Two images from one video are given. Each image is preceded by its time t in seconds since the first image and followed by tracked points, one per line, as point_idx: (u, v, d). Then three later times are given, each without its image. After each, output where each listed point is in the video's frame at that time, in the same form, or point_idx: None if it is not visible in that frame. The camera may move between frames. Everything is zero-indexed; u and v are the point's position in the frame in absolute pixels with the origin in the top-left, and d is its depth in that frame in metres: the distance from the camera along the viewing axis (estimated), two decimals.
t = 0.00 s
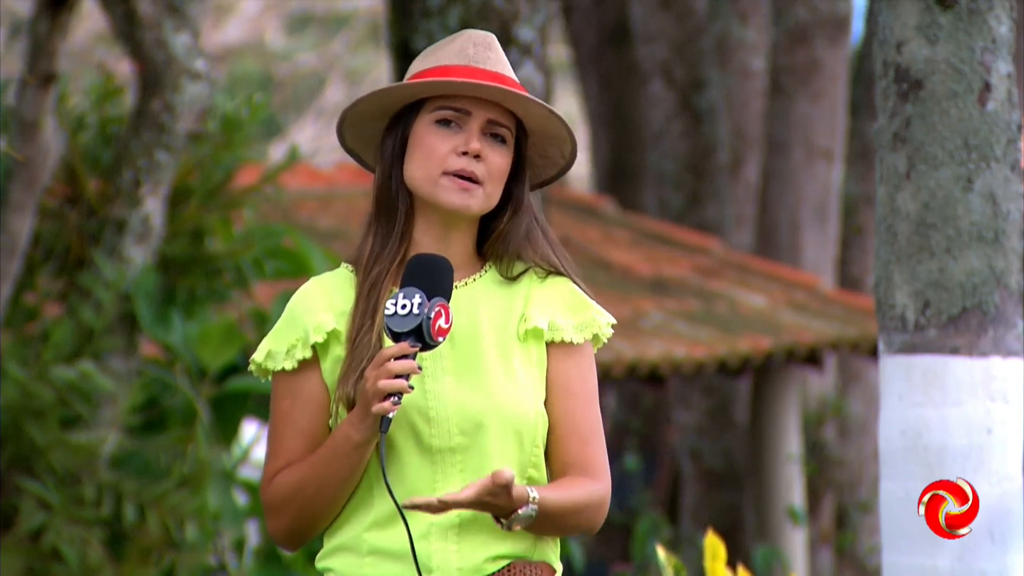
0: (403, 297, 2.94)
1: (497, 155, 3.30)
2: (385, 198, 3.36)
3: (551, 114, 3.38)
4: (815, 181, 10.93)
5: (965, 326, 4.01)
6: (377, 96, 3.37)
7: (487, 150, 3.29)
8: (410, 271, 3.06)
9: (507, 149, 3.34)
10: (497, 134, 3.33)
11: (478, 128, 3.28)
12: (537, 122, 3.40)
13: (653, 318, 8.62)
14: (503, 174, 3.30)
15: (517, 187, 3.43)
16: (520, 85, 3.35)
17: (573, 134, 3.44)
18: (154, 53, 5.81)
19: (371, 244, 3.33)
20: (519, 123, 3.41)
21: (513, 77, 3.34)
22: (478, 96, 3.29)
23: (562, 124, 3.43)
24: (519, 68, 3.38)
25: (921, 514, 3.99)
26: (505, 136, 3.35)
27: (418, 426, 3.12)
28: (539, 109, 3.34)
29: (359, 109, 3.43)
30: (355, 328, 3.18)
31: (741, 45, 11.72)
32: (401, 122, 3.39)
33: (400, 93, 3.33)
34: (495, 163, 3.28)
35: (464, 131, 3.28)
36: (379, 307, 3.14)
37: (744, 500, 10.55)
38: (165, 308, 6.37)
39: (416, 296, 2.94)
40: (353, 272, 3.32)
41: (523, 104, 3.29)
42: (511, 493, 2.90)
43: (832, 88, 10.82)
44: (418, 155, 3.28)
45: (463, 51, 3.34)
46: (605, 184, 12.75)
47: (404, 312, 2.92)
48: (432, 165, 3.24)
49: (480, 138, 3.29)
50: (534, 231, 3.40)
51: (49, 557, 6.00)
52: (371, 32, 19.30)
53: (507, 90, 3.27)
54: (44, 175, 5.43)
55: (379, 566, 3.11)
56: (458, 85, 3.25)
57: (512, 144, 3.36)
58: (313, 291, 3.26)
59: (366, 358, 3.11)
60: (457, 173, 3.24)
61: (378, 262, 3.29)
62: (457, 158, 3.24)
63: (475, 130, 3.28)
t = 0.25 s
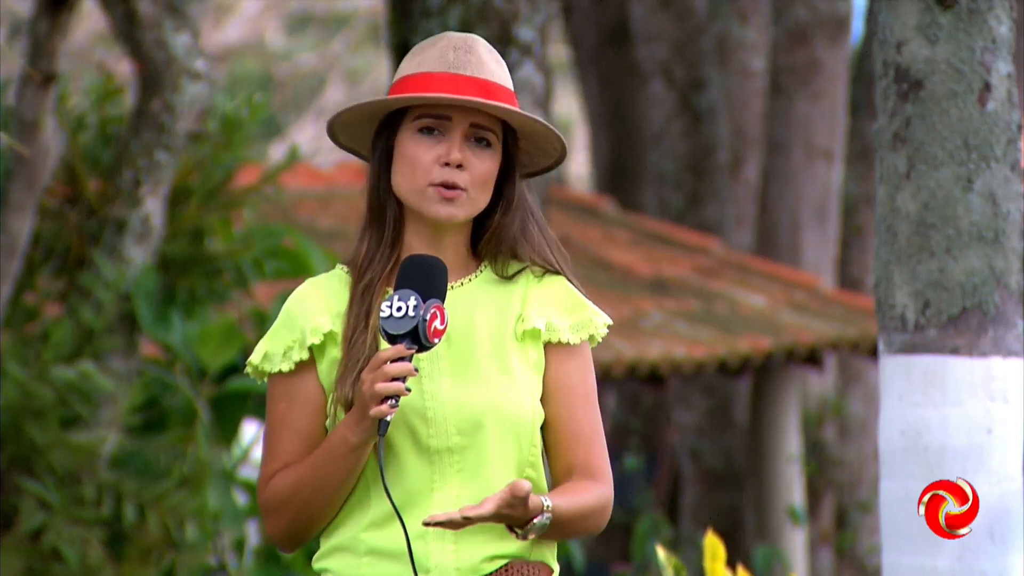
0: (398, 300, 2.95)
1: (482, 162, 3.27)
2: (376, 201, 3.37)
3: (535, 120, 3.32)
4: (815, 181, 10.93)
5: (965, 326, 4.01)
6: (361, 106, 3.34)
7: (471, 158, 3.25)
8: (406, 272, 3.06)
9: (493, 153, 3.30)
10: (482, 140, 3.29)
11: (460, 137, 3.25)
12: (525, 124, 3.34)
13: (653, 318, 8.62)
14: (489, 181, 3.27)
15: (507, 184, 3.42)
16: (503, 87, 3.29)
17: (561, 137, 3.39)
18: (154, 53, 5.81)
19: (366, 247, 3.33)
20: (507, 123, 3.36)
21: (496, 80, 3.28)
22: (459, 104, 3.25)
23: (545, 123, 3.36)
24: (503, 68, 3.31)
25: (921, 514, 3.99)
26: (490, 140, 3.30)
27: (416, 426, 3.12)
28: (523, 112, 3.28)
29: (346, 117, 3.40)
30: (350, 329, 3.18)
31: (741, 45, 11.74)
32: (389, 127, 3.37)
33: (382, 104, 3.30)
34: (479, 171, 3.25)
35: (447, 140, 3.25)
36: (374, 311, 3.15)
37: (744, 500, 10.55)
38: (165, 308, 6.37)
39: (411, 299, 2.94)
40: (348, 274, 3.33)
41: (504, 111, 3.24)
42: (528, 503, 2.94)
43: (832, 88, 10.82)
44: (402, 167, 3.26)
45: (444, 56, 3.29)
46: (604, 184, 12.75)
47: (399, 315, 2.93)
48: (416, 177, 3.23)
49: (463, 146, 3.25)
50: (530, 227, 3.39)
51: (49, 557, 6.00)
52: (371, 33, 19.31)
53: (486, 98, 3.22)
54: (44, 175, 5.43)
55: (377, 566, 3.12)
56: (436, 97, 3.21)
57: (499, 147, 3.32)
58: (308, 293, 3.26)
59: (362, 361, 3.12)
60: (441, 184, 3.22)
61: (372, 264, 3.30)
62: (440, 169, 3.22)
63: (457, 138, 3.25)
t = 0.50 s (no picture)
0: (398, 299, 2.95)
1: (474, 163, 3.26)
2: (372, 204, 3.38)
3: (527, 121, 3.32)
4: (815, 181, 10.93)
5: (965, 326, 4.01)
6: (353, 108, 3.35)
7: (463, 159, 3.25)
8: (405, 271, 3.05)
9: (486, 153, 3.30)
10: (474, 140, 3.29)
11: (451, 138, 3.25)
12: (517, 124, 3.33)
13: (653, 318, 8.62)
14: (482, 182, 3.27)
15: (501, 181, 3.40)
16: (495, 87, 3.28)
17: (556, 138, 3.39)
18: (154, 53, 5.81)
19: (364, 248, 3.33)
20: (500, 123, 3.35)
21: (487, 80, 3.27)
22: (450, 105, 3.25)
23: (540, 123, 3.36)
24: (495, 68, 3.31)
25: (921, 514, 3.99)
26: (482, 140, 3.30)
27: (415, 425, 3.11)
28: (514, 113, 3.27)
29: (339, 119, 3.41)
30: (348, 328, 3.19)
31: (741, 46, 11.78)
32: (381, 129, 3.37)
33: (374, 106, 3.30)
34: (471, 172, 3.25)
35: (438, 142, 3.25)
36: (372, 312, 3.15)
37: (744, 500, 10.55)
38: (165, 308, 6.37)
39: (411, 298, 2.94)
40: (344, 274, 3.33)
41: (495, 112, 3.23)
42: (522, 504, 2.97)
43: (832, 88, 10.82)
44: (393, 168, 3.26)
45: (434, 57, 3.28)
46: (604, 184, 12.75)
47: (399, 313, 2.93)
48: (408, 178, 3.23)
49: (454, 147, 3.25)
50: (522, 226, 3.39)
51: (49, 557, 6.00)
52: (371, 32, 19.31)
53: (476, 100, 3.21)
54: (44, 175, 5.42)
55: (375, 566, 3.12)
56: (425, 100, 3.21)
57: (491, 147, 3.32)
58: (304, 293, 3.26)
59: (359, 360, 3.13)
60: (432, 186, 3.23)
61: (368, 264, 3.30)
62: (431, 171, 3.22)
63: (448, 139, 3.25)
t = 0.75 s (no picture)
0: (397, 295, 2.94)
1: (472, 161, 3.26)
2: (372, 200, 3.38)
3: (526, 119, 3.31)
4: (815, 181, 10.93)
5: (965, 326, 4.01)
6: (351, 109, 3.35)
7: (461, 158, 3.25)
8: (405, 268, 3.06)
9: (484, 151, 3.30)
10: (472, 138, 3.28)
11: (449, 137, 3.24)
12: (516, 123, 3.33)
13: (653, 318, 8.62)
14: (480, 180, 3.26)
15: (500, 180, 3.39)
16: (492, 85, 3.27)
17: (555, 136, 3.39)
18: (154, 53, 5.81)
19: (364, 246, 3.34)
20: (499, 122, 3.35)
21: (485, 78, 3.27)
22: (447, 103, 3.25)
23: (539, 122, 3.35)
24: (493, 66, 3.30)
25: (921, 514, 3.99)
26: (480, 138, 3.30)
27: (414, 421, 3.11)
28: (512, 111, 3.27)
29: (338, 118, 3.41)
30: (346, 325, 3.19)
31: (741, 46, 11.84)
32: (380, 128, 3.38)
33: (371, 106, 3.31)
34: (469, 171, 3.25)
35: (435, 141, 3.25)
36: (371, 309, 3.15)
37: (744, 500, 10.56)
38: (165, 308, 6.37)
39: (410, 294, 2.94)
40: (345, 271, 3.33)
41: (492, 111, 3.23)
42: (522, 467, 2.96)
43: (832, 88, 10.82)
44: (391, 167, 3.26)
45: (431, 56, 3.28)
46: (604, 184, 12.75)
47: (398, 309, 2.93)
48: (405, 177, 3.23)
49: (452, 145, 3.25)
50: (521, 224, 3.38)
51: (49, 557, 6.00)
52: (371, 33, 19.32)
53: (473, 98, 3.21)
54: (44, 175, 5.42)
55: (375, 565, 3.12)
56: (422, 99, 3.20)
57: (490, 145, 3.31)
58: (304, 289, 3.26)
59: (358, 356, 3.13)
60: (430, 185, 3.23)
61: (368, 261, 3.31)
62: (428, 170, 3.22)
63: (445, 138, 3.24)
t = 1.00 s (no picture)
0: (396, 296, 2.93)
1: (476, 161, 3.25)
2: (373, 201, 3.38)
3: (528, 120, 3.31)
4: (815, 181, 10.93)
5: (965, 326, 4.01)
6: (354, 110, 3.35)
7: (464, 158, 3.24)
8: (405, 268, 3.06)
9: (487, 151, 3.29)
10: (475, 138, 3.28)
11: (452, 136, 3.24)
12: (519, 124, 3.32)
13: (653, 318, 8.62)
14: (484, 180, 3.26)
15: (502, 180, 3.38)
16: (495, 86, 3.27)
17: (557, 136, 3.38)
18: (154, 53, 5.81)
19: (366, 248, 3.33)
20: (502, 123, 3.34)
21: (487, 79, 3.27)
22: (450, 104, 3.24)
23: (541, 121, 3.34)
24: (495, 67, 3.30)
25: (921, 514, 3.99)
26: (483, 138, 3.29)
27: (414, 423, 3.12)
28: (515, 111, 3.26)
29: (341, 119, 3.41)
30: (348, 326, 3.19)
31: (741, 46, 11.84)
32: (383, 130, 3.37)
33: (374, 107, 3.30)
34: (473, 170, 3.24)
35: (438, 141, 3.24)
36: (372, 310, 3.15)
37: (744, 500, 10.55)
38: (165, 308, 6.37)
39: (409, 294, 2.93)
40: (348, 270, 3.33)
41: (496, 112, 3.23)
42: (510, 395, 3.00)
43: (832, 88, 10.82)
44: (394, 168, 3.25)
45: (434, 57, 3.28)
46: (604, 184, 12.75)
47: (397, 310, 2.92)
48: (408, 177, 3.22)
49: (455, 145, 3.24)
50: (524, 223, 3.37)
51: (49, 557, 6.00)
52: (371, 33, 19.32)
53: (475, 98, 3.21)
54: (44, 175, 5.41)
55: (375, 566, 3.12)
56: (424, 99, 3.20)
57: (492, 146, 3.31)
58: (307, 289, 3.26)
59: (359, 357, 3.13)
60: (434, 184, 3.22)
61: (370, 262, 3.31)
62: (432, 170, 3.21)
63: (448, 138, 3.24)
